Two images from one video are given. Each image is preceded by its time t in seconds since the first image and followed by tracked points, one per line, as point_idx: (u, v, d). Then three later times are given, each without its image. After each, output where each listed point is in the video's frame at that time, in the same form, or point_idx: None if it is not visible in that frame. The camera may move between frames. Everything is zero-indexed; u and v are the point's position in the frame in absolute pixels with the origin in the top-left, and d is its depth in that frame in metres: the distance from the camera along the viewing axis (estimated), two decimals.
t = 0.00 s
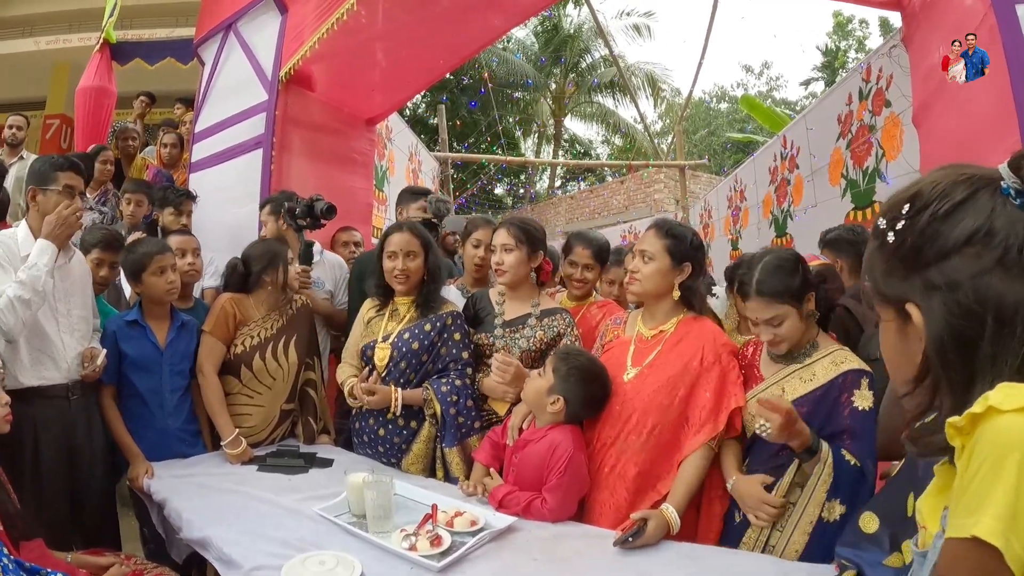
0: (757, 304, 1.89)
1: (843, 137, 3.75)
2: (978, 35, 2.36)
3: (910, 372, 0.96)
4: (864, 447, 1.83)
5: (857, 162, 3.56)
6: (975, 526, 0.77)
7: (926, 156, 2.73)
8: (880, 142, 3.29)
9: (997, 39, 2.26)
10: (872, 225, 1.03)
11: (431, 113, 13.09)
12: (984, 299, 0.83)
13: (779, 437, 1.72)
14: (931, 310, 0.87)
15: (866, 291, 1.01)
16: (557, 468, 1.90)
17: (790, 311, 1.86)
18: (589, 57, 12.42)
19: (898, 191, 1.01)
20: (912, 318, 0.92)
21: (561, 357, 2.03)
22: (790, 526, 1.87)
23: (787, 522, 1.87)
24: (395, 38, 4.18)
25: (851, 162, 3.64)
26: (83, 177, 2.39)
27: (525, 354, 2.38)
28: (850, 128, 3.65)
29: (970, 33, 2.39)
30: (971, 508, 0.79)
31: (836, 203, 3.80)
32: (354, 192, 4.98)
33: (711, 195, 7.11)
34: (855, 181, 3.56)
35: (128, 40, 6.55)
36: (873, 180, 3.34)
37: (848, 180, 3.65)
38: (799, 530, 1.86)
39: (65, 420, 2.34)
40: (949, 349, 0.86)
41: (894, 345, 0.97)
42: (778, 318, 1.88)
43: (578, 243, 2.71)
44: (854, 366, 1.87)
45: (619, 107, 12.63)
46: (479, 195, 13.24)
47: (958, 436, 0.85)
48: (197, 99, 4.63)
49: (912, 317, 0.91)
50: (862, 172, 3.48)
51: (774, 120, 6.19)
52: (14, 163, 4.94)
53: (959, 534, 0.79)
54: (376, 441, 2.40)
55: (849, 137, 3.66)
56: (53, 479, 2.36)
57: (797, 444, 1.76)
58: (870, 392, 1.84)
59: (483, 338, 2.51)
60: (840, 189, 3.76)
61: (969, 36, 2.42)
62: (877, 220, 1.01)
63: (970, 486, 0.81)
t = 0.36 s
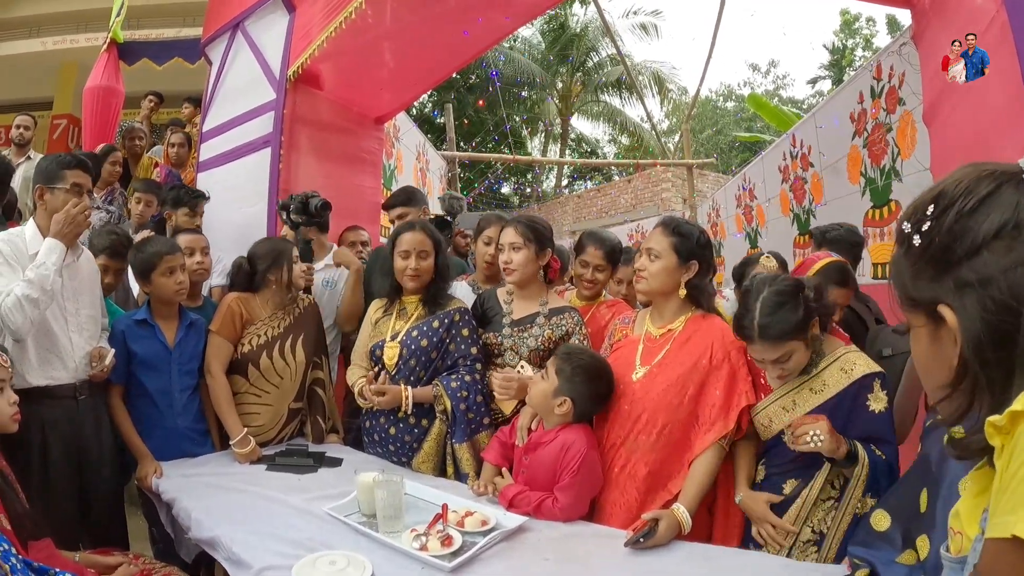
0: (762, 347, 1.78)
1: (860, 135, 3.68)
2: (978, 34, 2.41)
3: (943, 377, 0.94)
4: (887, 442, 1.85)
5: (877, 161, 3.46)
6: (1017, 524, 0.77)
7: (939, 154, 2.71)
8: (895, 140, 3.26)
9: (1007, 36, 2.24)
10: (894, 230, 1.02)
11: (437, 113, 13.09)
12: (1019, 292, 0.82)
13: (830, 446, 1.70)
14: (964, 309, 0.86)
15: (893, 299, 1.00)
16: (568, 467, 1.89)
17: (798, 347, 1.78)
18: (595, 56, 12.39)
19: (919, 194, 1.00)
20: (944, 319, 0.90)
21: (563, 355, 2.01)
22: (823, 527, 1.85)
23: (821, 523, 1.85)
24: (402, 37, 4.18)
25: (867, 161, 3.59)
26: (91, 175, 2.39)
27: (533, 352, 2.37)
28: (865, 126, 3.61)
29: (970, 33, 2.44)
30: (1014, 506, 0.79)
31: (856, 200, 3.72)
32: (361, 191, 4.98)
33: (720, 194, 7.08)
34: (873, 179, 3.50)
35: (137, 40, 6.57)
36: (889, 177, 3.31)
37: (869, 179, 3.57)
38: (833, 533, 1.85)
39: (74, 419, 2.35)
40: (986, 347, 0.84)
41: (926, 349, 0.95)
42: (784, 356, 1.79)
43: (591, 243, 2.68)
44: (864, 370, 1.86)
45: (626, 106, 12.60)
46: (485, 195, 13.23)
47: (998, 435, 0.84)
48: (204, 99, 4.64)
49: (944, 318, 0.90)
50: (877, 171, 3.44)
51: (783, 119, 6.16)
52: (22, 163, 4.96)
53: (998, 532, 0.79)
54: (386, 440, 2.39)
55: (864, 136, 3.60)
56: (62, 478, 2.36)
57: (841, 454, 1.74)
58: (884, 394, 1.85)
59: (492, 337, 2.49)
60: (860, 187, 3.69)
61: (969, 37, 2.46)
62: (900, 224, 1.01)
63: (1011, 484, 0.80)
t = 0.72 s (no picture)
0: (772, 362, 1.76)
1: (843, 137, 3.76)
2: (978, 34, 2.39)
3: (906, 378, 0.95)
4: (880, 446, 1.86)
5: (857, 164, 3.56)
6: (967, 546, 0.77)
7: (924, 157, 2.73)
8: (880, 143, 3.29)
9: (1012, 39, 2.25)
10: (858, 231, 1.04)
11: (431, 108, 13.06)
12: (970, 288, 0.82)
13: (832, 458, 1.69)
14: (918, 307, 0.87)
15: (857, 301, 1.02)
16: (552, 463, 1.90)
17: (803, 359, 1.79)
18: (590, 54, 12.40)
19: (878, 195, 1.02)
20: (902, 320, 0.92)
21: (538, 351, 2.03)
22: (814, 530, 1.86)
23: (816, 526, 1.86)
24: (396, 32, 4.18)
25: (850, 164, 3.65)
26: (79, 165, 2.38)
27: (516, 347, 2.39)
28: (851, 129, 3.65)
29: (970, 33, 2.41)
30: (965, 527, 0.79)
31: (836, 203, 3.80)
32: (352, 185, 4.97)
33: (710, 194, 7.11)
34: (854, 182, 3.58)
35: (127, 30, 6.51)
36: (872, 180, 3.36)
37: (850, 181, 3.64)
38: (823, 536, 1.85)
39: (61, 411, 2.34)
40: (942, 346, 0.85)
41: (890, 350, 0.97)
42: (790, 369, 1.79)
43: (575, 245, 2.67)
44: (860, 374, 1.86)
45: (619, 105, 12.62)
46: (478, 191, 13.23)
47: (954, 450, 0.84)
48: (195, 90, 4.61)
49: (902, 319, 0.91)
50: (862, 173, 3.49)
51: (773, 121, 6.19)
52: (9, 152, 4.92)
53: (950, 554, 0.80)
54: (372, 434, 2.40)
55: (850, 138, 3.66)
56: (47, 469, 2.35)
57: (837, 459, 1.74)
58: (879, 398, 1.85)
59: (476, 333, 2.48)
60: (842, 190, 3.75)
61: (970, 36, 2.43)
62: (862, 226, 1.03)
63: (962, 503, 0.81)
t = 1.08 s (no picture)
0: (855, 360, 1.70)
1: (843, 137, 3.76)
2: (978, 34, 2.39)
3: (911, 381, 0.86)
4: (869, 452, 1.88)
5: (855, 164, 3.57)
6: (942, 550, 0.75)
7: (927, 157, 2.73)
8: (880, 143, 3.29)
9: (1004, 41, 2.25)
10: (860, 218, 0.95)
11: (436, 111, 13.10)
12: (1005, 290, 0.76)
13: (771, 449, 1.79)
14: (944, 304, 0.79)
15: (856, 294, 0.93)
16: (559, 464, 1.91)
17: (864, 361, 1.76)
18: (594, 56, 12.42)
19: (886, 184, 0.95)
20: (917, 316, 0.83)
21: (535, 353, 2.05)
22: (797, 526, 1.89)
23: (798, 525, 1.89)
24: (399, 36, 4.20)
25: (848, 163, 3.68)
26: (88, 171, 2.41)
27: (518, 350, 2.39)
28: (850, 129, 3.66)
29: (970, 33, 2.42)
30: (942, 531, 0.77)
31: (830, 203, 3.89)
32: (357, 188, 5.00)
33: (714, 195, 7.10)
34: (851, 181, 3.60)
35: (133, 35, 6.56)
36: (869, 180, 3.35)
37: (845, 180, 3.69)
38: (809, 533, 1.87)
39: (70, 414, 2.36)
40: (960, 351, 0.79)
41: (890, 348, 0.88)
42: (859, 370, 1.73)
43: (575, 248, 2.66)
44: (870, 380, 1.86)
45: (623, 106, 12.63)
46: (483, 193, 13.26)
47: (938, 455, 0.81)
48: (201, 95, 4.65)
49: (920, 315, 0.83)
50: (859, 173, 3.50)
51: (776, 121, 6.18)
52: (18, 157, 4.96)
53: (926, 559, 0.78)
54: (378, 436, 2.41)
55: (849, 138, 3.67)
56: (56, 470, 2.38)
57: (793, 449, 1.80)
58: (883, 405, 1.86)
59: (480, 336, 2.49)
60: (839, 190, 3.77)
61: (969, 36, 2.44)
62: (867, 212, 0.94)
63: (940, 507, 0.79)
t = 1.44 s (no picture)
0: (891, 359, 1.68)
1: (844, 139, 3.76)
2: (978, 34, 2.40)
3: (937, 372, 0.85)
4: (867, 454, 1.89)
5: (856, 165, 3.57)
6: (959, 536, 0.73)
7: (926, 158, 2.74)
8: (881, 144, 3.30)
9: (1004, 41, 2.26)
10: (894, 204, 0.91)
11: (435, 113, 13.12)
12: None
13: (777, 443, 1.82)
14: (987, 298, 0.77)
15: (885, 280, 0.90)
16: (561, 466, 1.92)
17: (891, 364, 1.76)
18: (593, 57, 12.44)
19: (925, 170, 0.91)
20: (953, 308, 0.81)
21: (534, 357, 2.05)
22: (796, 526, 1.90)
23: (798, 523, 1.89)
24: (399, 38, 4.20)
25: (849, 165, 3.67)
26: (92, 175, 2.41)
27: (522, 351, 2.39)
28: (851, 130, 3.67)
29: (970, 33, 2.42)
30: (953, 518, 0.75)
31: (835, 206, 3.82)
32: (357, 191, 5.00)
33: (714, 197, 7.11)
34: (853, 183, 3.60)
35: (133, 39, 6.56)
36: (871, 182, 3.36)
37: (848, 181, 3.67)
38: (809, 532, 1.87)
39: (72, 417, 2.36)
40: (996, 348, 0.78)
41: (917, 338, 0.86)
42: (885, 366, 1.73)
43: (575, 249, 2.67)
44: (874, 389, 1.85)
45: (622, 107, 12.65)
46: (482, 195, 13.28)
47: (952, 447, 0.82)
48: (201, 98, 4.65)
49: (958, 307, 0.80)
50: (861, 174, 3.50)
51: (777, 122, 6.19)
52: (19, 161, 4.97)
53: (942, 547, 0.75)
54: (379, 439, 2.42)
55: (849, 139, 3.67)
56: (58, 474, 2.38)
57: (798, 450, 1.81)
58: (884, 412, 1.85)
59: (482, 337, 2.51)
60: (841, 191, 3.76)
61: (969, 36, 2.45)
62: (903, 197, 0.90)
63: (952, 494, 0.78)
